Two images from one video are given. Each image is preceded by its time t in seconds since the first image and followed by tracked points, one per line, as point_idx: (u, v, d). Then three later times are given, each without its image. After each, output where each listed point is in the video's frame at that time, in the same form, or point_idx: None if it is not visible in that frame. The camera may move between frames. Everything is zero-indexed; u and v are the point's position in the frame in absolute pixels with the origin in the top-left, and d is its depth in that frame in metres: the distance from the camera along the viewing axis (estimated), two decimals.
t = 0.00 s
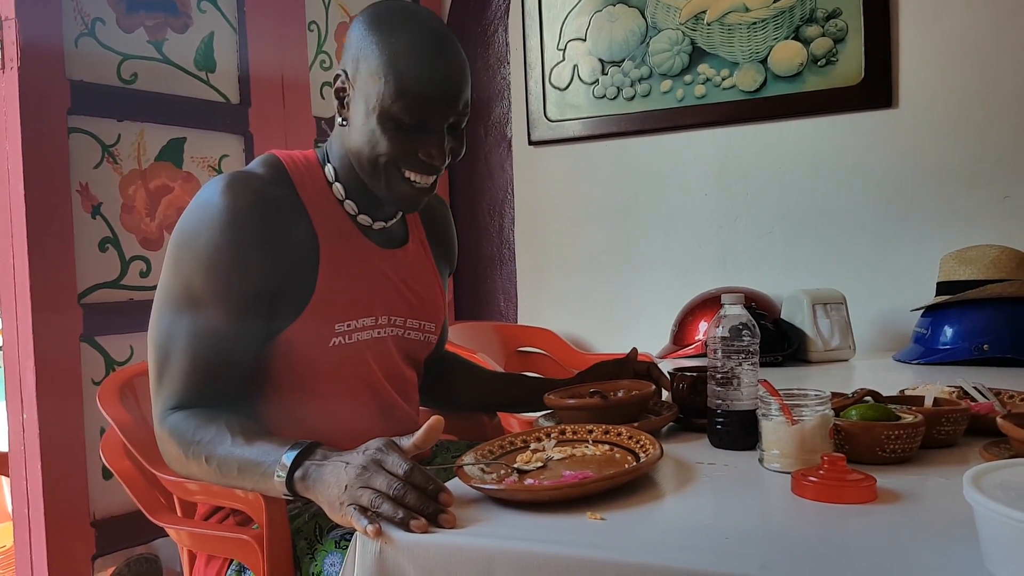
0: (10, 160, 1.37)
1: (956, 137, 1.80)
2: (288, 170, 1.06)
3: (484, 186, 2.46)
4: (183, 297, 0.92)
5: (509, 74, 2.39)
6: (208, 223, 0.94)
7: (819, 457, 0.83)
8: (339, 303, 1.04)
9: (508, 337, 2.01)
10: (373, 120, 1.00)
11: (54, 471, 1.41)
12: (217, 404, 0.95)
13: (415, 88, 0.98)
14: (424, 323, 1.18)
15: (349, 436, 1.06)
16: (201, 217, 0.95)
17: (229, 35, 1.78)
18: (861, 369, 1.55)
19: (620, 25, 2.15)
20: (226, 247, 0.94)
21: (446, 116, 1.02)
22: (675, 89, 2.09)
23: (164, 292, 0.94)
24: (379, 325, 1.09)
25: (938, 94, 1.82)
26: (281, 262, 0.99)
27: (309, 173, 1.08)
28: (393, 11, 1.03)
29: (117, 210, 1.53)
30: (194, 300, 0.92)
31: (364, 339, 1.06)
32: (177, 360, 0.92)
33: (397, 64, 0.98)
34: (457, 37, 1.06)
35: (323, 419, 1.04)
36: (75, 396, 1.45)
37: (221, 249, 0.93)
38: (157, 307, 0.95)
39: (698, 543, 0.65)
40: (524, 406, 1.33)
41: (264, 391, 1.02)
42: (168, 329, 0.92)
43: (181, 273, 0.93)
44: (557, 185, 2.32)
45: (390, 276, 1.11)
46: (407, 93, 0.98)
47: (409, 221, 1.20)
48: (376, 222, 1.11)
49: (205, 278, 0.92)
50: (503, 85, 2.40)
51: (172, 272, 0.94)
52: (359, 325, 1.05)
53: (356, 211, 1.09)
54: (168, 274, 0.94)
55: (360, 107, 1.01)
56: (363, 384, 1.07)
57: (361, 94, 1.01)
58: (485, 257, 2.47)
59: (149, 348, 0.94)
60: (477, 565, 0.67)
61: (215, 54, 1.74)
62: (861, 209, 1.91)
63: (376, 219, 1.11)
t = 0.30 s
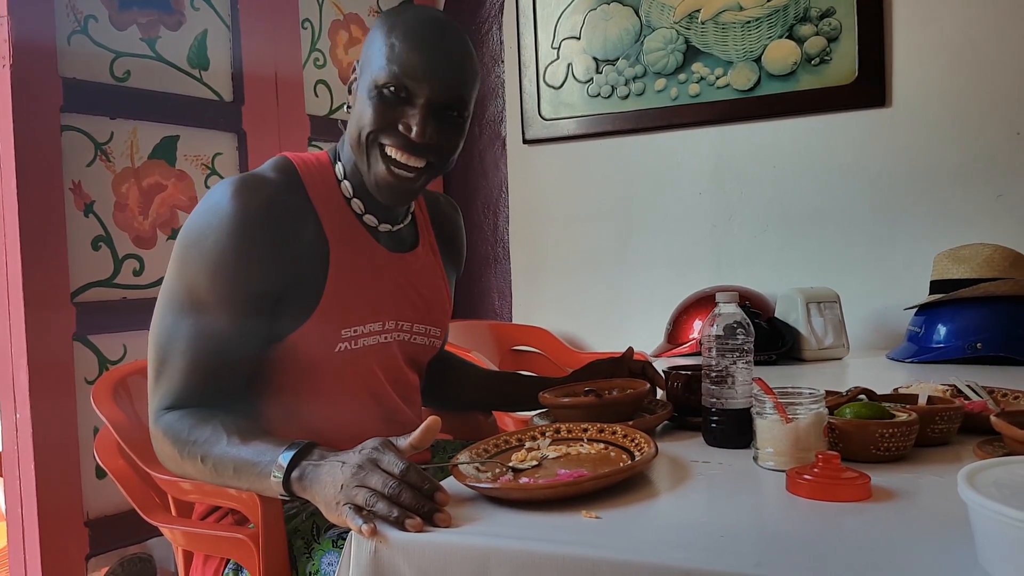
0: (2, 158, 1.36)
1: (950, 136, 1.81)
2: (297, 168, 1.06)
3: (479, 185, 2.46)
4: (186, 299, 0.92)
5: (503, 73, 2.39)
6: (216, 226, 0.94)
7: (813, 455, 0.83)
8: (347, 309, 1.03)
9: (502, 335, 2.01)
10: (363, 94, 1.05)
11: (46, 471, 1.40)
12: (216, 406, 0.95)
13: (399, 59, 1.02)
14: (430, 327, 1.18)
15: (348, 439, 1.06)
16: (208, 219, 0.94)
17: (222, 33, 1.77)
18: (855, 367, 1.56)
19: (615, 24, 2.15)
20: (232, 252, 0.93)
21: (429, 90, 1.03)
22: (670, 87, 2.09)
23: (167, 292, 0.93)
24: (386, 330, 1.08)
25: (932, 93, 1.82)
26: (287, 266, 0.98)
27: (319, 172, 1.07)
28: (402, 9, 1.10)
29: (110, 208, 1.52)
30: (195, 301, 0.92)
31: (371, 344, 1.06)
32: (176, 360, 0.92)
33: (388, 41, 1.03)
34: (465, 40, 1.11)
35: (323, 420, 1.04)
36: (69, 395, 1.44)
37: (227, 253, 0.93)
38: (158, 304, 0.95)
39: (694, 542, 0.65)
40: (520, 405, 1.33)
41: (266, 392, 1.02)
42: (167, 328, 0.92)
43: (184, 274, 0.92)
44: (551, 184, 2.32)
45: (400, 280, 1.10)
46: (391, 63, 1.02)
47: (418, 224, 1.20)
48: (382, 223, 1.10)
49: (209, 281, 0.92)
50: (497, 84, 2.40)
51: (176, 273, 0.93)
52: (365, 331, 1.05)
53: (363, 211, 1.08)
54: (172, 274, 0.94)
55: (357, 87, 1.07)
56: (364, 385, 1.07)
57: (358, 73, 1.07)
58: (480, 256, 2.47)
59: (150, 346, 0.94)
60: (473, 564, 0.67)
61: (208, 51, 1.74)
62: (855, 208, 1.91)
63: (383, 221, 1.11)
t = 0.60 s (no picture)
0: (6, 156, 1.36)
1: (955, 132, 1.81)
2: (311, 169, 1.06)
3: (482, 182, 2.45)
4: (196, 299, 0.92)
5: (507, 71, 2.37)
6: (228, 229, 0.94)
7: (818, 452, 0.83)
8: (358, 311, 1.03)
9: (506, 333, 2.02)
10: (409, 115, 1.01)
11: (50, 468, 1.40)
12: (223, 404, 0.94)
13: (454, 87, 0.99)
14: (439, 327, 1.18)
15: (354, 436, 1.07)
16: (221, 221, 0.94)
17: (225, 30, 1.77)
18: (859, 364, 1.56)
19: (618, 20, 2.15)
20: (244, 255, 0.93)
21: (480, 117, 1.02)
22: (673, 84, 2.09)
23: (176, 292, 0.93)
24: (396, 331, 1.09)
25: (936, 89, 1.82)
26: (298, 269, 0.98)
27: (331, 171, 1.07)
28: (441, 17, 1.05)
29: (114, 205, 1.52)
30: (205, 301, 0.92)
31: (380, 345, 1.07)
32: (183, 359, 0.91)
33: (439, 63, 0.99)
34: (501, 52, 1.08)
35: (329, 418, 1.05)
36: (73, 392, 1.45)
37: (240, 258, 0.93)
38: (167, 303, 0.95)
39: (699, 539, 0.65)
40: (523, 402, 1.33)
41: (274, 390, 1.03)
42: (176, 326, 0.92)
43: (194, 274, 0.92)
44: (554, 181, 2.32)
45: (410, 281, 1.10)
46: (445, 90, 0.99)
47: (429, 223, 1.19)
48: (396, 225, 1.10)
49: (220, 283, 0.92)
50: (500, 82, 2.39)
51: (186, 272, 0.93)
52: (374, 332, 1.05)
53: (378, 213, 1.08)
54: (182, 273, 0.94)
55: (396, 104, 1.03)
56: (370, 385, 1.07)
57: (402, 89, 1.02)
58: (483, 253, 2.46)
59: (157, 344, 0.94)
60: (478, 562, 0.67)
61: (212, 49, 1.74)
62: (860, 205, 1.91)
63: (397, 222, 1.10)
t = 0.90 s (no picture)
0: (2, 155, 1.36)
1: (952, 134, 1.81)
2: (315, 173, 1.05)
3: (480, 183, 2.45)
4: (196, 301, 0.92)
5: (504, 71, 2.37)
6: (230, 231, 0.93)
7: (814, 453, 0.83)
8: (361, 313, 1.03)
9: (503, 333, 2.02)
10: (449, 143, 1.00)
11: (45, 469, 1.40)
12: (222, 404, 0.94)
13: (495, 117, 1.00)
14: (439, 327, 1.18)
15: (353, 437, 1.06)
16: (223, 223, 0.94)
17: (223, 30, 1.77)
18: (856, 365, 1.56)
19: (616, 21, 2.15)
20: (245, 256, 0.93)
21: (511, 141, 1.04)
22: (671, 85, 2.09)
23: (176, 293, 0.93)
24: (397, 332, 1.09)
25: (933, 90, 1.82)
26: (299, 272, 0.97)
27: (333, 174, 1.07)
28: (464, 35, 1.03)
29: (111, 205, 1.52)
30: (204, 302, 0.91)
31: (380, 347, 1.07)
32: (181, 361, 0.91)
33: (482, 90, 0.99)
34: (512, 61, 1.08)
35: (327, 419, 1.05)
36: (69, 392, 1.44)
37: (241, 259, 0.92)
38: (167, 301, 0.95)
39: (696, 540, 0.65)
40: (520, 403, 1.33)
41: (273, 391, 1.03)
42: (176, 327, 0.92)
43: (194, 275, 0.92)
44: (552, 181, 2.32)
45: (412, 283, 1.10)
46: (488, 120, 0.99)
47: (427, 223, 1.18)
48: (401, 227, 1.11)
49: (220, 283, 0.91)
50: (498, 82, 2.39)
51: (186, 272, 0.93)
52: (375, 334, 1.06)
53: (384, 217, 1.09)
54: (183, 273, 0.94)
55: (429, 130, 1.01)
56: (369, 386, 1.07)
57: (438, 115, 1.00)
58: (481, 254, 2.46)
59: (156, 344, 0.94)
60: (475, 564, 0.67)
61: (209, 48, 1.74)
62: (857, 206, 1.91)
63: (402, 225, 1.11)
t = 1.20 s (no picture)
0: (4, 157, 1.36)
1: (953, 135, 1.81)
2: (315, 176, 1.05)
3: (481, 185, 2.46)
4: (196, 302, 0.92)
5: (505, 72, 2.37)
6: (230, 232, 0.93)
7: (816, 455, 0.83)
8: (360, 315, 1.04)
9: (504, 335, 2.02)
10: (461, 152, 1.00)
11: (46, 471, 1.40)
12: (223, 406, 0.94)
13: (506, 126, 1.00)
14: (438, 329, 1.18)
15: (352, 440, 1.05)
16: (223, 224, 0.94)
17: (224, 32, 1.78)
18: (857, 367, 1.56)
19: (616, 23, 2.15)
20: (245, 257, 0.92)
21: (519, 148, 1.05)
22: (671, 87, 2.09)
23: (176, 294, 0.93)
24: (396, 335, 1.09)
25: (935, 92, 1.82)
26: (298, 274, 0.97)
27: (334, 176, 1.07)
28: (475, 43, 1.02)
29: (112, 207, 1.52)
30: (205, 303, 0.92)
31: (380, 350, 1.07)
32: (181, 362, 0.91)
33: (492, 99, 0.99)
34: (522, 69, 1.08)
35: (326, 421, 1.04)
36: (70, 394, 1.44)
37: (241, 260, 0.92)
38: (167, 303, 0.95)
39: (698, 542, 0.65)
40: (521, 405, 1.33)
41: (274, 393, 1.03)
42: (176, 329, 0.92)
43: (195, 277, 0.92)
44: (553, 183, 2.32)
45: (412, 286, 1.10)
46: (499, 129, 1.00)
47: (427, 226, 1.18)
48: (402, 230, 1.12)
49: (221, 285, 0.91)
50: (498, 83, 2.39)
51: (187, 274, 0.93)
52: (375, 336, 1.06)
53: (385, 220, 1.10)
54: (183, 274, 0.94)
55: (438, 137, 1.01)
56: (369, 388, 1.07)
57: (451, 124, 1.00)
58: (482, 255, 2.47)
59: (156, 347, 0.94)
60: (476, 566, 0.67)
61: (210, 50, 1.74)
62: (858, 207, 1.91)
63: (402, 227, 1.12)
